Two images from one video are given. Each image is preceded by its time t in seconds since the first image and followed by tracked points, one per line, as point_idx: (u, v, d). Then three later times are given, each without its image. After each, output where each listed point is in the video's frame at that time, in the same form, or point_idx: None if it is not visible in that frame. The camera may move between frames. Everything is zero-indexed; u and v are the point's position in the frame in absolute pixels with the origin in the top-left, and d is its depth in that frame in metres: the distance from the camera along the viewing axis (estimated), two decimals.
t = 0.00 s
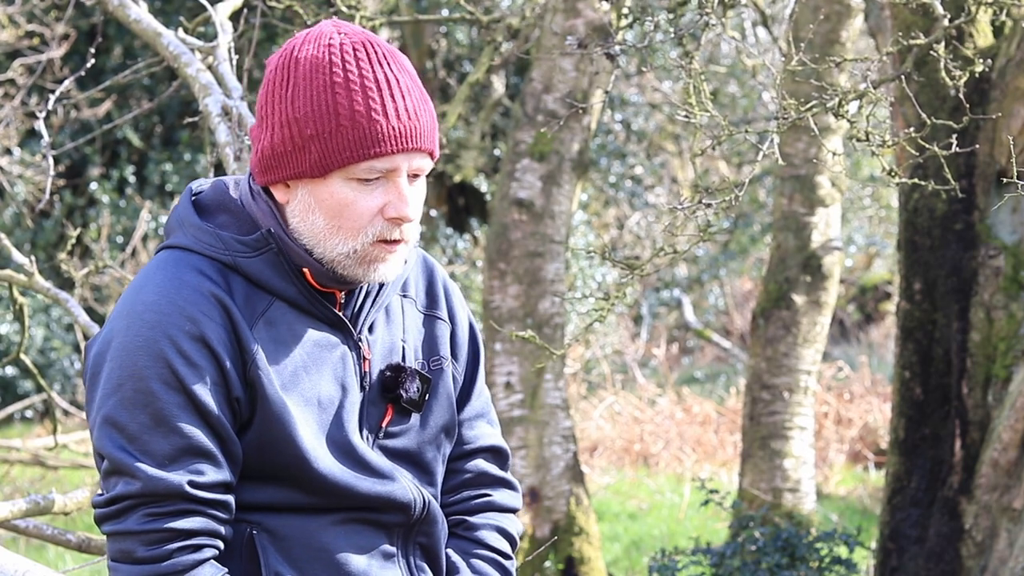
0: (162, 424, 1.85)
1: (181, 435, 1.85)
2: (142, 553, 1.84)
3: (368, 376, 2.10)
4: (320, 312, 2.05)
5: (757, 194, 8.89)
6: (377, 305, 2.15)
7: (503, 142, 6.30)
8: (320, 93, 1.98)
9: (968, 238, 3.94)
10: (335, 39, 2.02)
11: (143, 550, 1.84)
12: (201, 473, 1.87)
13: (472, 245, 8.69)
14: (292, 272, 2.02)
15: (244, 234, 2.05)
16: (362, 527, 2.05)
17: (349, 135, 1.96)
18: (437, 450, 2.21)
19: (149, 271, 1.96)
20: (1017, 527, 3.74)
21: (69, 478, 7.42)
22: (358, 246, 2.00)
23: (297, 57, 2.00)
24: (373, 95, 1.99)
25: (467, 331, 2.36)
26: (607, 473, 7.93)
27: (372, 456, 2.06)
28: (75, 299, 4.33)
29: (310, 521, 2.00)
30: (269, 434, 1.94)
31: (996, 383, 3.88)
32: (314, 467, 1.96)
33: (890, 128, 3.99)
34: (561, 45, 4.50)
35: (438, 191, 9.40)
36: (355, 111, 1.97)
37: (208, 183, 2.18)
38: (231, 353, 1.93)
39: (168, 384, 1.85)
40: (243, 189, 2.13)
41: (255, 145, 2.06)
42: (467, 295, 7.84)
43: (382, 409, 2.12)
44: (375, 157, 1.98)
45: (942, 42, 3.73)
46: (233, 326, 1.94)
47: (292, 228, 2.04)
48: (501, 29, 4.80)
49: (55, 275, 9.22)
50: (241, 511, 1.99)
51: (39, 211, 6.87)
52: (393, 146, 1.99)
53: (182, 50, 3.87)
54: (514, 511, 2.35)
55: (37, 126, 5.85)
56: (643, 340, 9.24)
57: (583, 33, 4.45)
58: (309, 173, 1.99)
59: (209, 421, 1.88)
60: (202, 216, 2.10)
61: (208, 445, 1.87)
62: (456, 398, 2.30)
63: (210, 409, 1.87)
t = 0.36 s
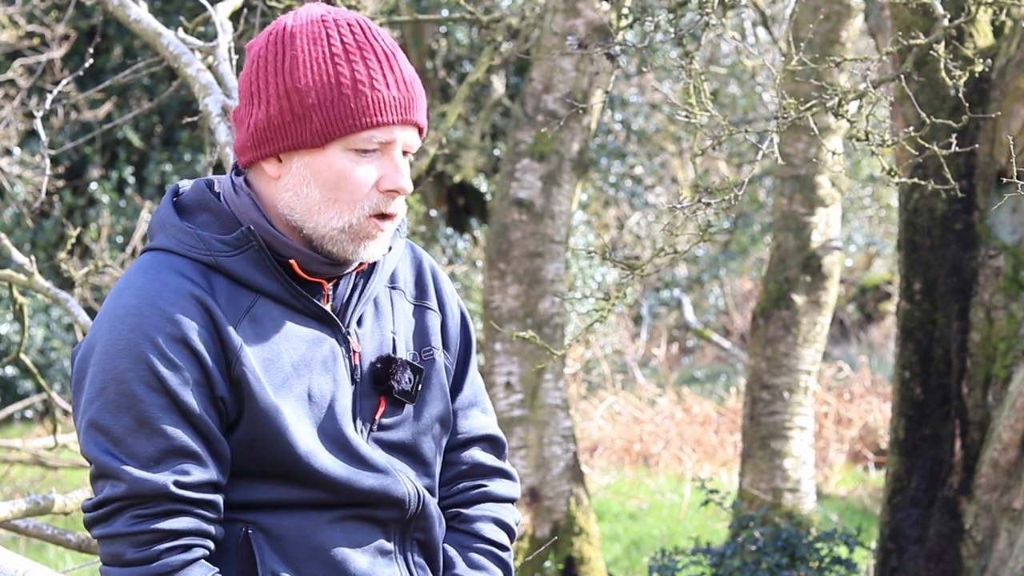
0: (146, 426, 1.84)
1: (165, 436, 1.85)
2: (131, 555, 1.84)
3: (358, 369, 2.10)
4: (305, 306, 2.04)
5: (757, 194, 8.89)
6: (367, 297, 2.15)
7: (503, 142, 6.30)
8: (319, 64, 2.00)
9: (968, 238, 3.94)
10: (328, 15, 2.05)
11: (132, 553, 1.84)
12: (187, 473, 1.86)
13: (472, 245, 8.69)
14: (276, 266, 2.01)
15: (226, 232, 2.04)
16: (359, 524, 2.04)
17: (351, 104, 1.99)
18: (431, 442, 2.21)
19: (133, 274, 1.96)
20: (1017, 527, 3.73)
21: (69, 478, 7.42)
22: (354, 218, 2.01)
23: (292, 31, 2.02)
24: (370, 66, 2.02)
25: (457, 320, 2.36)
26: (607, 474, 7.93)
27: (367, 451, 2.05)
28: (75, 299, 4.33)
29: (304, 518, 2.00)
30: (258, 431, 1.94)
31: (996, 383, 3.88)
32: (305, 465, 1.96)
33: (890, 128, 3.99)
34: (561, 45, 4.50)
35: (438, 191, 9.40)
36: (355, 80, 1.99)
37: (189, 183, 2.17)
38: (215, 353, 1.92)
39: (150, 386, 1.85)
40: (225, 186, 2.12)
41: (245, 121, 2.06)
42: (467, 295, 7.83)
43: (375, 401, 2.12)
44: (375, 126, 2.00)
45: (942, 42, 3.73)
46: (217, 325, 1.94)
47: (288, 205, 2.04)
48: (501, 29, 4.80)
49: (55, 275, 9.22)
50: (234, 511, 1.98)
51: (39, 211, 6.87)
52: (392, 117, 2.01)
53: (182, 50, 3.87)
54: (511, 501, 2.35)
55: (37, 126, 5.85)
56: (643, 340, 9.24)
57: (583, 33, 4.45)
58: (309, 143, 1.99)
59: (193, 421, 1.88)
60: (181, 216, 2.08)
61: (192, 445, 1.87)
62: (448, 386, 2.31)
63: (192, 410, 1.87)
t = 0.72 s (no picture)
0: (149, 429, 1.84)
1: (169, 440, 1.85)
2: (131, 558, 1.84)
3: (362, 370, 2.10)
4: (310, 305, 2.04)
5: (757, 194, 8.90)
6: (370, 297, 2.15)
7: (503, 142, 6.30)
8: (314, 57, 2.00)
9: (968, 238, 3.94)
10: (316, 10, 2.05)
11: (131, 556, 1.84)
12: (189, 477, 1.86)
13: (472, 245, 8.69)
14: (282, 267, 2.01)
15: (232, 232, 2.04)
16: (362, 527, 2.04)
17: (350, 93, 1.98)
18: (432, 442, 2.21)
19: (138, 274, 1.96)
20: (1017, 527, 3.72)
21: (69, 478, 7.43)
22: (358, 207, 2.02)
23: (282, 28, 2.02)
24: (367, 54, 2.02)
25: (457, 320, 2.37)
26: (607, 473, 7.93)
27: (371, 452, 2.05)
28: (75, 299, 4.33)
29: (307, 521, 2.00)
30: (264, 435, 1.94)
31: (996, 383, 3.88)
32: (309, 468, 1.96)
33: (889, 128, 3.99)
34: (561, 45, 4.50)
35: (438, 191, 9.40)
36: (352, 69, 1.99)
37: (192, 182, 2.18)
38: (220, 356, 1.92)
39: (154, 389, 1.85)
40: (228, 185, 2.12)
41: (242, 123, 2.05)
42: (467, 295, 7.83)
43: (378, 402, 2.12)
44: (376, 112, 2.00)
45: (942, 42, 3.73)
46: (223, 328, 1.94)
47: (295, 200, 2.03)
48: (501, 29, 4.79)
49: (55, 275, 9.22)
50: (237, 513, 1.98)
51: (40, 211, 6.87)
52: (391, 103, 2.02)
53: (182, 50, 3.87)
54: (508, 502, 2.36)
55: (37, 126, 5.85)
56: (643, 340, 9.24)
57: (583, 33, 4.45)
58: (312, 137, 1.99)
59: (197, 425, 1.87)
60: (187, 216, 2.08)
61: (196, 449, 1.87)
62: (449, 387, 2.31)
63: (197, 413, 1.87)
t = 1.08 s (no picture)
0: (163, 437, 1.85)
1: (181, 450, 1.86)
2: (128, 563, 1.86)
3: (382, 382, 2.10)
4: (336, 316, 2.05)
5: (757, 194, 8.90)
6: (393, 308, 2.15)
7: (502, 142, 6.29)
8: (328, 73, 1.99)
9: (968, 238, 3.94)
10: (322, 21, 2.03)
11: (130, 560, 1.86)
12: (196, 489, 1.87)
13: (472, 245, 8.69)
14: (310, 278, 2.02)
15: (262, 239, 2.06)
16: (373, 536, 2.05)
17: (370, 106, 1.98)
18: (448, 453, 2.22)
19: (165, 276, 1.96)
20: (1017, 527, 3.72)
21: (69, 478, 7.43)
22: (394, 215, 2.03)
23: (293, 46, 2.01)
24: (381, 62, 2.01)
25: (480, 331, 2.36)
26: (607, 473, 7.93)
27: (386, 466, 2.07)
28: (75, 299, 4.33)
29: (318, 530, 2.01)
30: (280, 448, 1.95)
31: (996, 383, 3.88)
32: (321, 483, 1.97)
33: (890, 128, 3.99)
34: (561, 45, 4.50)
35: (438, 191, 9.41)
36: (369, 80, 1.99)
37: (223, 181, 2.19)
38: (243, 368, 1.93)
39: (173, 397, 1.85)
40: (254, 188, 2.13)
41: (264, 144, 2.06)
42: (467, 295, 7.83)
43: (396, 414, 2.13)
44: (399, 121, 2.00)
45: (942, 42, 3.73)
46: (247, 339, 1.94)
47: (328, 214, 2.05)
48: (501, 29, 4.79)
49: (55, 275, 9.22)
50: (248, 517, 2.00)
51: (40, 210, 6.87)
52: (411, 109, 2.02)
53: (182, 50, 3.87)
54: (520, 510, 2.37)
55: (36, 126, 5.85)
56: (643, 340, 9.24)
57: (583, 33, 4.45)
58: (339, 153, 2.00)
59: (213, 437, 1.88)
60: (218, 219, 2.10)
61: (209, 461, 1.88)
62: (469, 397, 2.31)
63: (215, 425, 1.88)
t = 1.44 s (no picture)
0: (165, 446, 1.85)
1: (184, 459, 1.86)
2: (128, 569, 1.86)
3: (389, 386, 2.10)
4: (342, 321, 2.05)
5: (757, 194, 8.91)
6: (400, 310, 2.15)
7: (502, 142, 6.29)
8: (331, 81, 1.99)
9: (968, 238, 3.94)
10: (327, 26, 2.03)
11: (129, 567, 1.86)
12: (198, 498, 1.87)
13: (471, 245, 8.69)
14: (315, 285, 2.02)
15: (266, 246, 2.06)
16: (379, 538, 2.06)
17: (374, 114, 1.98)
18: (454, 454, 2.23)
19: (171, 283, 1.96)
20: (1017, 527, 3.72)
21: (69, 478, 7.43)
22: (400, 222, 2.04)
23: (297, 51, 2.01)
24: (385, 68, 2.00)
25: (486, 330, 2.36)
26: (607, 473, 7.93)
27: (392, 470, 2.07)
28: (75, 299, 4.33)
29: (324, 533, 2.02)
30: (287, 456, 1.95)
31: (996, 383, 3.88)
32: (327, 488, 1.98)
33: (890, 128, 3.99)
34: (561, 45, 4.50)
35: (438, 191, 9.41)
36: (372, 88, 1.99)
37: (226, 187, 2.20)
38: (247, 377, 1.93)
39: (176, 408, 1.85)
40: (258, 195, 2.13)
41: (267, 150, 2.06)
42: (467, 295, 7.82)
43: (402, 417, 2.13)
44: (401, 129, 2.00)
45: (942, 42, 3.73)
46: (252, 348, 1.94)
47: (329, 220, 2.06)
48: (501, 29, 4.79)
49: (55, 275, 9.22)
50: (254, 520, 2.00)
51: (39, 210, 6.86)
52: (415, 118, 2.01)
53: (182, 50, 3.87)
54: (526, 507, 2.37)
55: (37, 126, 5.84)
56: (643, 340, 9.24)
57: (583, 33, 4.45)
58: (341, 161, 2.00)
59: (216, 447, 1.88)
60: (222, 225, 2.10)
61: (210, 470, 1.88)
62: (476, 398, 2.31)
63: (218, 435, 1.88)
